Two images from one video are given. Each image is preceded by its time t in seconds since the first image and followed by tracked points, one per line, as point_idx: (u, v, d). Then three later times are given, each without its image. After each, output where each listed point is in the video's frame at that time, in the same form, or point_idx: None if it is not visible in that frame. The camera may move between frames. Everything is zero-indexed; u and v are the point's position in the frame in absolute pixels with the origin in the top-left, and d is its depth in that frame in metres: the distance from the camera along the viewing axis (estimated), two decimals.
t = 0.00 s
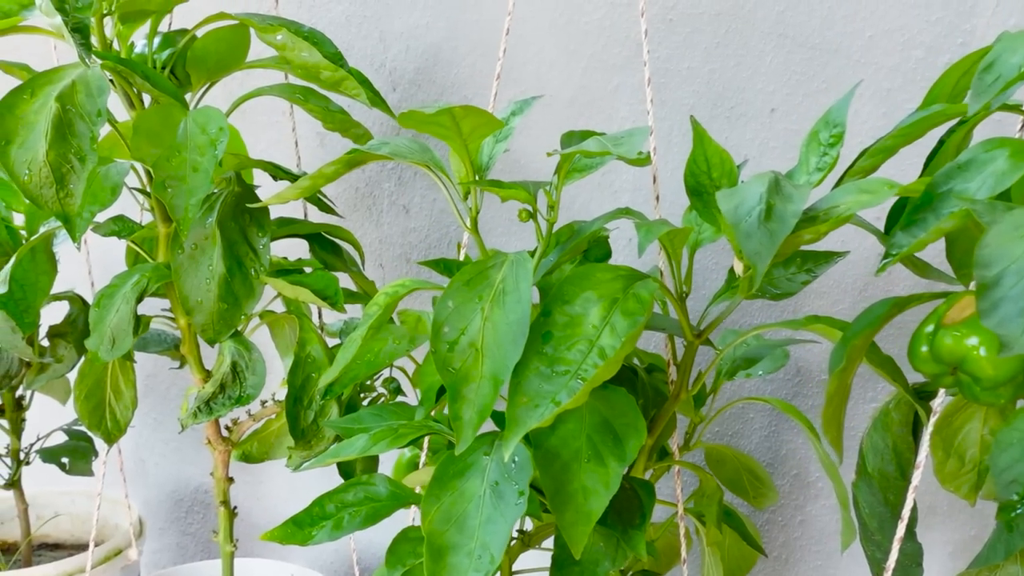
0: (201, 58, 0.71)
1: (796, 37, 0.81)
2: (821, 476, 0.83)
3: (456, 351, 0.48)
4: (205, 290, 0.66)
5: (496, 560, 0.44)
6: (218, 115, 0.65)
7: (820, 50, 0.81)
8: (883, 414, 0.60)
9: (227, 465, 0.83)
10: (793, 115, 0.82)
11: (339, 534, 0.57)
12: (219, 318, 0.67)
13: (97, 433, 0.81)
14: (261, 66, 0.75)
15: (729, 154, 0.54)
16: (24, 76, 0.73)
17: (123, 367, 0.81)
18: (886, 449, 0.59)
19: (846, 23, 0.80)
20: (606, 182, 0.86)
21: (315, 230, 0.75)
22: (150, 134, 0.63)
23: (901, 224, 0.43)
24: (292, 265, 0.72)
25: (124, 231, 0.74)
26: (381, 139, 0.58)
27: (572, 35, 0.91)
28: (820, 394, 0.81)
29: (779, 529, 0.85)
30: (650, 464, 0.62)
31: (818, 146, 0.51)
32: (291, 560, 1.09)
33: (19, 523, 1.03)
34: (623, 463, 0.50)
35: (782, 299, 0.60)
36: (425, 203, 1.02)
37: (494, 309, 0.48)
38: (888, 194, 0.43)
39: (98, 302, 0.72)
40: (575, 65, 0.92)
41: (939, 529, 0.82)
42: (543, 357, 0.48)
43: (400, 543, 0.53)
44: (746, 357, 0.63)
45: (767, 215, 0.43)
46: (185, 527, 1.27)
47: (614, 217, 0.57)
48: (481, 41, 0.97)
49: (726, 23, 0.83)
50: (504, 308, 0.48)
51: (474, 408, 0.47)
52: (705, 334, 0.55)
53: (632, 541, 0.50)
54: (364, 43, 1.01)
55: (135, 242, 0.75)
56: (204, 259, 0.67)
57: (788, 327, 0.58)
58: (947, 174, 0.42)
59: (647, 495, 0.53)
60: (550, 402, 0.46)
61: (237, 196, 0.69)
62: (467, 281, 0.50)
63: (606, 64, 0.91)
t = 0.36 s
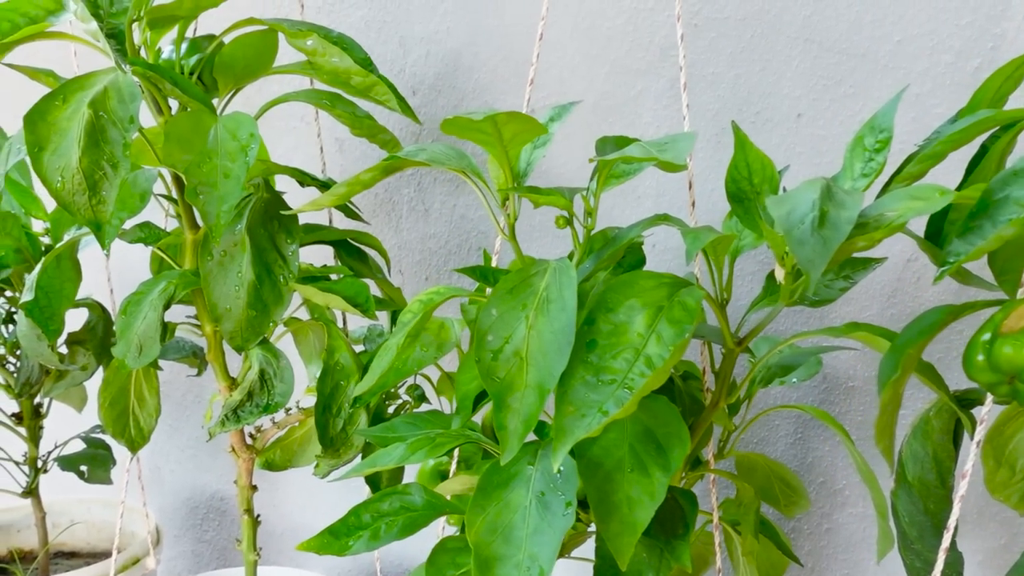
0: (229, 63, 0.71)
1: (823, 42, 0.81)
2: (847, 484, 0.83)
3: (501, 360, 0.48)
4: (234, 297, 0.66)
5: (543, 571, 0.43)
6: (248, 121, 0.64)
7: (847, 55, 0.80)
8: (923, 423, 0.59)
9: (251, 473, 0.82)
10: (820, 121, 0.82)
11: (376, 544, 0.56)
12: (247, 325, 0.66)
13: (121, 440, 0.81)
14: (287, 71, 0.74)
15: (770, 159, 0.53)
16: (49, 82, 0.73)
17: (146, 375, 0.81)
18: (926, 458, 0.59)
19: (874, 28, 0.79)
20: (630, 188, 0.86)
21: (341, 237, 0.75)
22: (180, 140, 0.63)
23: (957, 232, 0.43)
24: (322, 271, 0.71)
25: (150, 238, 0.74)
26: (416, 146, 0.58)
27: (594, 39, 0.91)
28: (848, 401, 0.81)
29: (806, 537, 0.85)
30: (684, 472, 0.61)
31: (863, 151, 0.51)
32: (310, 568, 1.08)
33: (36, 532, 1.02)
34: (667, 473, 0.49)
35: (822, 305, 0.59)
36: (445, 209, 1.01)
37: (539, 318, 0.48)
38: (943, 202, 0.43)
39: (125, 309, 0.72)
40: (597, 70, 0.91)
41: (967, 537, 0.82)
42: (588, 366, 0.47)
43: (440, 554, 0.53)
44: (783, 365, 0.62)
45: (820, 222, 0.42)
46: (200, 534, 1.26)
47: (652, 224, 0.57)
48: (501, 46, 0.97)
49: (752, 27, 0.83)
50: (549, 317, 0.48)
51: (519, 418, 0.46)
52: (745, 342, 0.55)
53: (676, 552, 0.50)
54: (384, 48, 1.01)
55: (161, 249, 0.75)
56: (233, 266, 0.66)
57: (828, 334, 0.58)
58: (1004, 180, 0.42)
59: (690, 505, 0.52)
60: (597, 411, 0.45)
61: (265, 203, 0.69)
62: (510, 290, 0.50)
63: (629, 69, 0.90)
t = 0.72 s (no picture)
0: (255, 66, 0.70)
1: (852, 43, 0.80)
2: (876, 491, 0.82)
3: (545, 365, 0.47)
4: (261, 301, 0.65)
5: None
6: (277, 124, 0.64)
7: (877, 57, 0.80)
8: (965, 428, 0.58)
9: (274, 479, 0.82)
10: (849, 123, 0.81)
11: (412, 551, 0.56)
12: (274, 330, 0.65)
13: (144, 446, 0.81)
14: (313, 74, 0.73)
15: (812, 160, 0.52)
16: (75, 85, 0.74)
17: (169, 381, 0.81)
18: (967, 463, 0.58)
19: (904, 30, 0.78)
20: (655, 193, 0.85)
21: (368, 241, 0.74)
22: (210, 143, 0.62)
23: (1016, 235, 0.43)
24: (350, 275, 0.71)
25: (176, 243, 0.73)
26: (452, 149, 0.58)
27: (618, 42, 0.90)
28: (879, 406, 0.80)
29: (834, 544, 0.84)
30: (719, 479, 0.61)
31: (909, 154, 0.50)
32: None
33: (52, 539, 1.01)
34: (713, 480, 0.48)
35: (861, 311, 0.58)
36: (465, 214, 1.01)
37: (583, 323, 0.47)
38: (998, 204, 0.42)
39: (151, 315, 0.72)
40: (621, 73, 0.90)
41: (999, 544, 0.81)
42: (634, 372, 0.46)
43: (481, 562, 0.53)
44: (820, 369, 0.61)
45: (875, 225, 0.41)
46: (216, 541, 1.25)
47: (690, 227, 0.56)
48: (523, 49, 0.96)
49: (779, 30, 0.82)
50: (593, 322, 0.47)
51: (564, 424, 0.46)
52: (786, 347, 0.54)
53: (720, 560, 0.49)
54: (404, 52, 1.01)
55: (186, 253, 0.74)
56: (261, 270, 0.66)
57: (869, 338, 0.57)
58: None
59: (733, 512, 0.52)
60: (644, 418, 0.44)
61: (293, 206, 0.68)
62: (552, 295, 0.49)
63: (653, 71, 0.89)
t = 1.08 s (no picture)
0: (280, 66, 0.69)
1: (879, 44, 0.80)
2: (904, 497, 0.81)
3: (585, 368, 0.46)
4: (286, 303, 0.64)
5: None
6: (304, 124, 0.63)
7: (905, 58, 0.79)
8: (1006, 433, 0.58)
9: (295, 484, 0.81)
10: (877, 125, 0.80)
11: (445, 557, 0.55)
12: (299, 333, 0.64)
13: (164, 451, 0.80)
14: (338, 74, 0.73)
15: (852, 160, 0.51)
16: (96, 86, 0.73)
17: (190, 385, 0.80)
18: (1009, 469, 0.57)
19: (933, 30, 0.78)
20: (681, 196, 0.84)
21: (391, 244, 0.73)
22: (236, 144, 0.61)
23: None
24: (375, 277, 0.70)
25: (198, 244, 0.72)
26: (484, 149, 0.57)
27: (641, 44, 0.89)
28: (908, 411, 0.79)
29: (861, 550, 0.83)
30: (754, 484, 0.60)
31: (954, 154, 0.50)
32: None
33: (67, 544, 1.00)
34: (756, 486, 0.47)
35: (900, 312, 0.56)
36: (484, 217, 1.00)
37: (624, 325, 0.46)
38: None
39: (174, 317, 0.71)
40: (643, 75, 0.90)
41: None
42: (677, 375, 0.45)
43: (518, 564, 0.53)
44: (856, 373, 0.61)
45: (927, 225, 0.41)
46: (230, 547, 1.24)
47: (726, 228, 0.55)
48: (544, 50, 0.95)
49: (805, 31, 0.82)
50: (635, 324, 0.46)
51: (606, 428, 0.45)
52: (825, 351, 0.53)
53: (762, 566, 0.48)
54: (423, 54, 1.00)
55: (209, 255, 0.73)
56: (286, 272, 0.65)
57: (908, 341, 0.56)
58: None
59: (774, 519, 0.51)
60: (689, 421, 0.43)
61: (318, 208, 0.68)
62: (592, 296, 0.48)
63: (676, 73, 0.88)
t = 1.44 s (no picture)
0: (303, 65, 0.69)
1: (908, 44, 0.78)
2: (934, 503, 0.80)
3: (624, 370, 0.45)
4: (310, 306, 0.64)
5: None
6: (329, 123, 0.62)
7: (934, 57, 0.78)
8: None
9: (315, 489, 0.80)
10: (905, 125, 0.79)
11: (474, 565, 0.53)
12: (323, 335, 0.63)
13: (182, 455, 0.79)
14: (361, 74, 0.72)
15: (893, 159, 0.50)
16: (117, 87, 0.72)
17: (209, 388, 0.79)
18: None
19: (962, 29, 0.77)
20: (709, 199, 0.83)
21: (414, 245, 0.72)
22: (260, 143, 0.60)
23: None
24: (399, 278, 0.69)
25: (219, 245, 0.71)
26: (515, 147, 0.56)
27: (663, 44, 0.88)
28: (938, 415, 0.78)
29: (890, 556, 0.82)
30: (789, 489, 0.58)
31: (998, 153, 0.50)
32: None
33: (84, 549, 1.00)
34: (799, 492, 0.46)
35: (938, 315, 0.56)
36: (503, 219, 0.99)
37: (664, 326, 0.45)
38: None
39: (195, 319, 0.70)
40: (666, 75, 0.89)
41: None
42: (719, 377, 0.44)
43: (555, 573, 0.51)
44: (893, 376, 0.60)
45: (981, 223, 0.39)
46: (243, 553, 1.23)
47: (761, 229, 0.54)
48: (564, 50, 0.94)
49: (831, 30, 0.81)
50: (675, 324, 0.45)
51: (646, 431, 0.44)
52: (865, 352, 0.52)
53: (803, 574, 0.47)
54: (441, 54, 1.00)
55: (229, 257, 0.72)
56: (310, 273, 0.64)
57: (945, 343, 0.55)
58: None
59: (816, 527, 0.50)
60: (733, 424, 0.42)
61: (342, 208, 0.67)
62: (630, 296, 0.47)
63: (698, 73, 0.87)
